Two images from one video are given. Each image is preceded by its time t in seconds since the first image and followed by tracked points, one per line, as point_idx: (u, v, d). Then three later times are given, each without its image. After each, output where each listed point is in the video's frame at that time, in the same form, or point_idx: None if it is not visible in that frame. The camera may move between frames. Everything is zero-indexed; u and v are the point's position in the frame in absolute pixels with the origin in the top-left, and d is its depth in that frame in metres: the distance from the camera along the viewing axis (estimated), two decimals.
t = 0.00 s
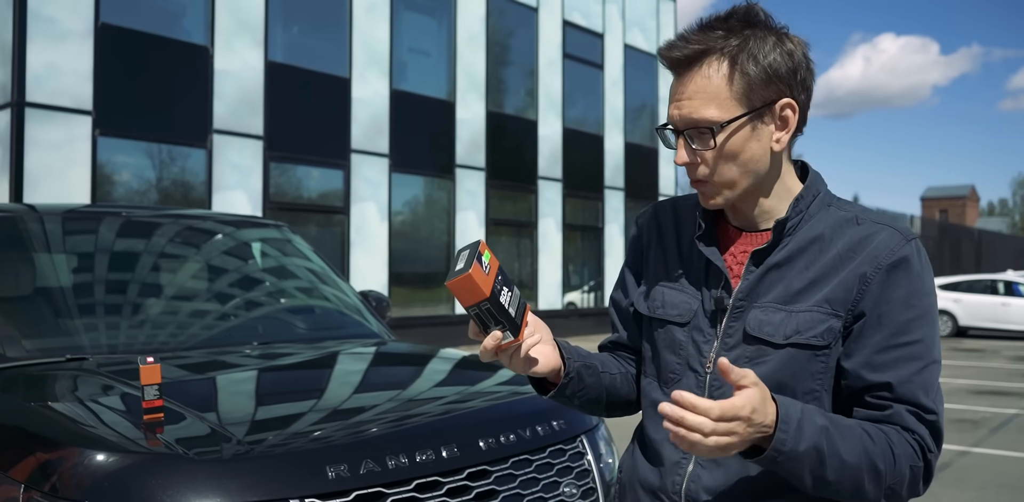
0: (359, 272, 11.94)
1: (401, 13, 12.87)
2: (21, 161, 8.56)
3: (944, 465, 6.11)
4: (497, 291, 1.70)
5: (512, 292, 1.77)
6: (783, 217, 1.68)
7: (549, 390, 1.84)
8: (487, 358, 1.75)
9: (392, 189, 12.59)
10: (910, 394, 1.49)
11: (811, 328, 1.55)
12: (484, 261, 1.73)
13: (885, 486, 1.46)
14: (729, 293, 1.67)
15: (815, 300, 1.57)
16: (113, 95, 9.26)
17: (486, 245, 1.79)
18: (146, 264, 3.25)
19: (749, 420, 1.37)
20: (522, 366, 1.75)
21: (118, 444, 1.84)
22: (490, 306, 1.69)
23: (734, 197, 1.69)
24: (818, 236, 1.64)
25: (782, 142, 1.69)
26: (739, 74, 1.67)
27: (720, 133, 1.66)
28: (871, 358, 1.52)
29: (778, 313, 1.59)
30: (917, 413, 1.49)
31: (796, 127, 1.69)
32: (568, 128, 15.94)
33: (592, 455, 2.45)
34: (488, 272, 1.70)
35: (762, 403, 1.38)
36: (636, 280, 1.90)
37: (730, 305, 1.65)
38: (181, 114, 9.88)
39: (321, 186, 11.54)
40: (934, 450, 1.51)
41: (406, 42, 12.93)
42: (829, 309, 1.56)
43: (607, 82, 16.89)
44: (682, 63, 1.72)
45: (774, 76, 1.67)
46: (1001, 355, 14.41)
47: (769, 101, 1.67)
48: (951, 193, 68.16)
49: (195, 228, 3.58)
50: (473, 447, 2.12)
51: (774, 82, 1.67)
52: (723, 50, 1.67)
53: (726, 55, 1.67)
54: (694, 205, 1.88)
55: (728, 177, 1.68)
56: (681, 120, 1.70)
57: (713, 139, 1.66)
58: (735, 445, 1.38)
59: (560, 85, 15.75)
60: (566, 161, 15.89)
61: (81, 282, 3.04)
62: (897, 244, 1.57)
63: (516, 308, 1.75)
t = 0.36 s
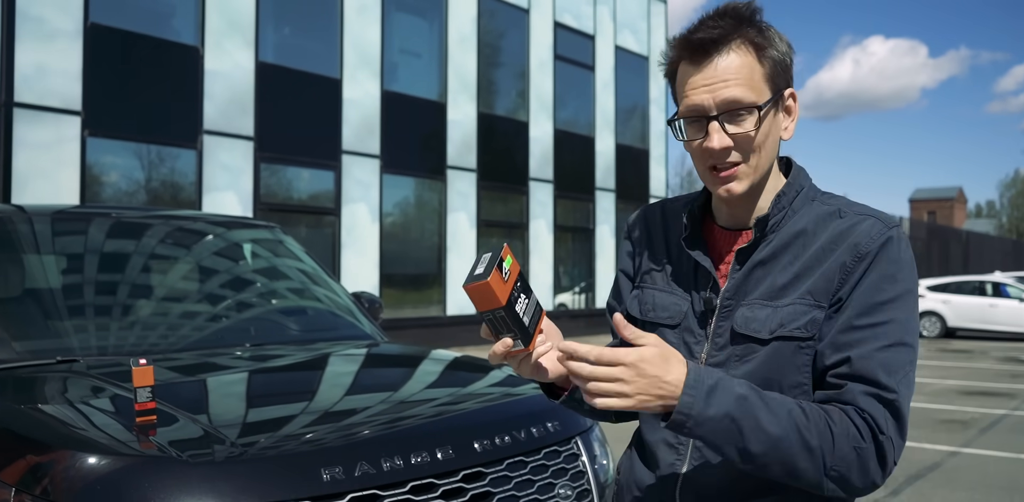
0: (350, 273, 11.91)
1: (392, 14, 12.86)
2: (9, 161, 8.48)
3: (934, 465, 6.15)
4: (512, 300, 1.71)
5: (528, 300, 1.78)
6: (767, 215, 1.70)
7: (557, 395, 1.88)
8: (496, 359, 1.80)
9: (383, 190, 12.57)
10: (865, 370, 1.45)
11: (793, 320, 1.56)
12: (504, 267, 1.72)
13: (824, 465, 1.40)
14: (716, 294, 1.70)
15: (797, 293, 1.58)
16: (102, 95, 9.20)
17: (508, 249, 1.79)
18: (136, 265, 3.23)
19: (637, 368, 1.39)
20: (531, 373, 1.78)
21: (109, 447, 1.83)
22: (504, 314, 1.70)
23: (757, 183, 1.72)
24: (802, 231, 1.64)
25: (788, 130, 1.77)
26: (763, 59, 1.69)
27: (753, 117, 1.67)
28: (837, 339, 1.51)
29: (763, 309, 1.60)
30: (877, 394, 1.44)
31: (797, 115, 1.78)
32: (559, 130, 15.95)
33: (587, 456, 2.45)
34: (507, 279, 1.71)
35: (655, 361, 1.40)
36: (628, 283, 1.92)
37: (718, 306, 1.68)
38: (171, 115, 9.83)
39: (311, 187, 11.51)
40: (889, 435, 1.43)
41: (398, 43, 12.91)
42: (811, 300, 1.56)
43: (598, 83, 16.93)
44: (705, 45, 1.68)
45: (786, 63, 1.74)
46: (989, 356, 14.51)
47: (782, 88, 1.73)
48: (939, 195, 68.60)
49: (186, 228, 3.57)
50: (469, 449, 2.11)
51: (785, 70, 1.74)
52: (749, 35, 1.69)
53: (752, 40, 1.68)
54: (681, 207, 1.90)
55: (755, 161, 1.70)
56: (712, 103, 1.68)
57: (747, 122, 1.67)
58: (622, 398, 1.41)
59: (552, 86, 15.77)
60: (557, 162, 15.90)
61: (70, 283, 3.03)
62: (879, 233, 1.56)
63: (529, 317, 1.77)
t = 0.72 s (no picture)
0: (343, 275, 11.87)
1: (385, 16, 12.85)
2: None
3: (925, 467, 6.18)
4: (553, 278, 1.69)
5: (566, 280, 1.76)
6: (764, 209, 1.71)
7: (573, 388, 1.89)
8: (525, 341, 1.77)
9: (375, 192, 12.56)
10: (841, 345, 1.48)
11: (790, 306, 1.57)
12: (549, 244, 1.69)
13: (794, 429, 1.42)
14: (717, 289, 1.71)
15: (793, 280, 1.59)
16: (92, 97, 9.15)
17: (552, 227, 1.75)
18: (128, 267, 3.21)
19: (631, 287, 1.43)
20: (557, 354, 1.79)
21: (103, 450, 1.82)
22: (544, 291, 1.69)
23: (761, 187, 1.74)
24: (799, 221, 1.66)
25: (792, 138, 1.79)
26: (779, 64, 1.72)
27: (766, 120, 1.69)
28: (820, 314, 1.53)
29: (762, 298, 1.60)
30: (854, 368, 1.47)
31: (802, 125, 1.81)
32: (551, 132, 15.97)
33: (583, 459, 2.46)
34: (549, 256, 1.68)
35: (650, 283, 1.42)
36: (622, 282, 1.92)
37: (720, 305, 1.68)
38: (162, 116, 9.79)
39: (302, 188, 11.48)
40: (858, 407, 1.46)
41: (390, 45, 12.91)
42: (806, 285, 1.58)
43: (590, 85, 16.96)
44: (727, 42, 1.69)
45: (797, 74, 1.77)
46: (979, 357, 14.60)
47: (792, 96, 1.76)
48: (928, 198, 69.00)
49: (177, 230, 3.56)
50: (465, 451, 2.11)
51: (796, 80, 1.77)
52: (769, 40, 1.71)
53: (772, 44, 1.71)
54: (677, 205, 1.92)
55: (762, 163, 1.72)
56: (729, 100, 1.69)
57: (760, 124, 1.69)
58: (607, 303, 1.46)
59: (544, 88, 15.78)
60: (550, 164, 15.92)
61: (61, 285, 3.01)
62: (871, 222, 1.60)
63: (566, 297, 1.75)
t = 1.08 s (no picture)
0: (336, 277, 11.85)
1: (378, 17, 12.84)
2: None
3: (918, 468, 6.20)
4: (538, 284, 1.77)
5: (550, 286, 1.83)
6: (781, 213, 1.73)
7: (566, 386, 1.90)
8: (518, 349, 1.77)
9: (368, 194, 12.55)
10: (902, 368, 1.49)
11: (812, 315, 1.58)
12: (529, 253, 1.78)
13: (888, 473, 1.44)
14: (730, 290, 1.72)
15: (815, 289, 1.61)
16: (85, 97, 9.12)
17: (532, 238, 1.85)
18: (121, 268, 3.20)
19: (711, 399, 1.38)
20: (552, 356, 1.81)
21: (98, 452, 1.81)
22: (532, 299, 1.75)
23: (766, 187, 1.75)
24: (818, 228, 1.68)
25: (806, 139, 1.80)
26: (790, 64, 1.73)
27: (771, 120, 1.71)
28: (864, 337, 1.54)
29: (779, 305, 1.62)
30: (917, 388, 1.49)
31: (816, 126, 1.81)
32: (545, 133, 15.98)
33: (580, 460, 2.46)
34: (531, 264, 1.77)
35: (728, 387, 1.39)
36: (629, 282, 1.94)
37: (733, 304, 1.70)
38: (155, 117, 9.76)
39: (295, 190, 11.44)
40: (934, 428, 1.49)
41: (384, 46, 12.90)
42: (829, 296, 1.59)
43: (583, 87, 16.99)
44: (736, 41, 1.72)
45: (811, 75, 1.77)
46: (970, 359, 14.67)
47: (805, 97, 1.76)
48: (918, 201, 69.29)
49: (170, 231, 3.54)
50: (464, 452, 2.11)
51: (810, 81, 1.77)
52: (781, 39, 1.72)
53: (782, 44, 1.72)
54: (687, 206, 1.94)
55: (767, 164, 1.73)
56: (733, 100, 1.71)
57: (764, 124, 1.70)
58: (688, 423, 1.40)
59: (537, 89, 15.80)
60: (543, 166, 15.93)
61: (53, 286, 3.00)
62: (893, 232, 1.62)
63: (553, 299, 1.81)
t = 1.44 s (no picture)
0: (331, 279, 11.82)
1: (373, 18, 12.83)
2: None
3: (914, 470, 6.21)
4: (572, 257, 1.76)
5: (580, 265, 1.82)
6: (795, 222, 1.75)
7: (562, 371, 1.90)
8: (535, 319, 1.77)
9: (363, 195, 12.54)
10: (919, 379, 1.50)
11: (822, 328, 1.61)
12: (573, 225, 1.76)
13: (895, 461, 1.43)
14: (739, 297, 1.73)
15: (827, 300, 1.63)
16: (79, 98, 9.09)
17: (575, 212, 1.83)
18: (116, 269, 3.19)
19: (731, 309, 1.42)
20: (561, 335, 1.81)
21: (96, 454, 1.80)
22: (568, 269, 1.74)
23: (779, 182, 1.74)
24: (831, 238, 1.69)
25: (822, 137, 1.78)
26: (802, 60, 1.73)
27: (781, 114, 1.71)
28: (881, 350, 1.55)
29: (789, 315, 1.65)
30: (935, 399, 1.50)
31: (833, 123, 1.79)
32: (539, 135, 15.99)
33: (581, 462, 2.46)
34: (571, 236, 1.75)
35: (751, 308, 1.42)
36: (640, 285, 1.95)
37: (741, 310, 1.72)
38: (149, 119, 9.73)
39: (288, 191, 11.40)
40: (949, 439, 1.50)
41: (379, 47, 12.89)
42: (840, 307, 1.62)
43: (578, 89, 17.01)
44: (746, 39, 1.74)
45: (827, 71, 1.76)
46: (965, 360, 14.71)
47: (819, 94, 1.75)
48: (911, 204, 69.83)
49: (166, 232, 3.53)
50: (464, 454, 2.11)
51: (827, 77, 1.76)
52: (792, 35, 1.73)
53: (794, 39, 1.73)
54: (701, 210, 1.95)
55: (780, 159, 1.72)
56: (742, 95, 1.73)
57: (774, 118, 1.70)
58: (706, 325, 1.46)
59: (532, 91, 15.81)
60: (538, 168, 15.93)
61: (48, 287, 2.98)
62: (909, 244, 1.62)
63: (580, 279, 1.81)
